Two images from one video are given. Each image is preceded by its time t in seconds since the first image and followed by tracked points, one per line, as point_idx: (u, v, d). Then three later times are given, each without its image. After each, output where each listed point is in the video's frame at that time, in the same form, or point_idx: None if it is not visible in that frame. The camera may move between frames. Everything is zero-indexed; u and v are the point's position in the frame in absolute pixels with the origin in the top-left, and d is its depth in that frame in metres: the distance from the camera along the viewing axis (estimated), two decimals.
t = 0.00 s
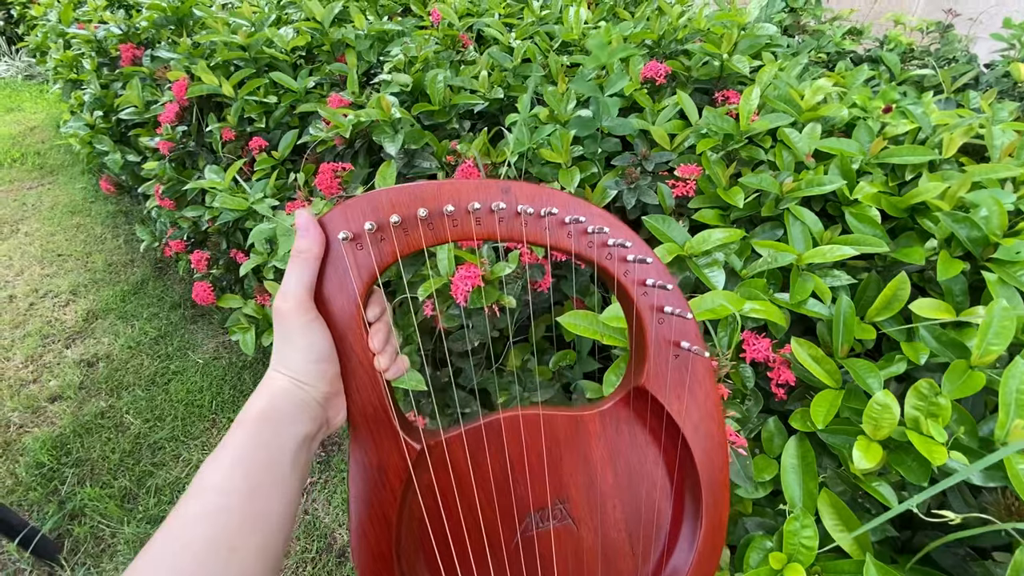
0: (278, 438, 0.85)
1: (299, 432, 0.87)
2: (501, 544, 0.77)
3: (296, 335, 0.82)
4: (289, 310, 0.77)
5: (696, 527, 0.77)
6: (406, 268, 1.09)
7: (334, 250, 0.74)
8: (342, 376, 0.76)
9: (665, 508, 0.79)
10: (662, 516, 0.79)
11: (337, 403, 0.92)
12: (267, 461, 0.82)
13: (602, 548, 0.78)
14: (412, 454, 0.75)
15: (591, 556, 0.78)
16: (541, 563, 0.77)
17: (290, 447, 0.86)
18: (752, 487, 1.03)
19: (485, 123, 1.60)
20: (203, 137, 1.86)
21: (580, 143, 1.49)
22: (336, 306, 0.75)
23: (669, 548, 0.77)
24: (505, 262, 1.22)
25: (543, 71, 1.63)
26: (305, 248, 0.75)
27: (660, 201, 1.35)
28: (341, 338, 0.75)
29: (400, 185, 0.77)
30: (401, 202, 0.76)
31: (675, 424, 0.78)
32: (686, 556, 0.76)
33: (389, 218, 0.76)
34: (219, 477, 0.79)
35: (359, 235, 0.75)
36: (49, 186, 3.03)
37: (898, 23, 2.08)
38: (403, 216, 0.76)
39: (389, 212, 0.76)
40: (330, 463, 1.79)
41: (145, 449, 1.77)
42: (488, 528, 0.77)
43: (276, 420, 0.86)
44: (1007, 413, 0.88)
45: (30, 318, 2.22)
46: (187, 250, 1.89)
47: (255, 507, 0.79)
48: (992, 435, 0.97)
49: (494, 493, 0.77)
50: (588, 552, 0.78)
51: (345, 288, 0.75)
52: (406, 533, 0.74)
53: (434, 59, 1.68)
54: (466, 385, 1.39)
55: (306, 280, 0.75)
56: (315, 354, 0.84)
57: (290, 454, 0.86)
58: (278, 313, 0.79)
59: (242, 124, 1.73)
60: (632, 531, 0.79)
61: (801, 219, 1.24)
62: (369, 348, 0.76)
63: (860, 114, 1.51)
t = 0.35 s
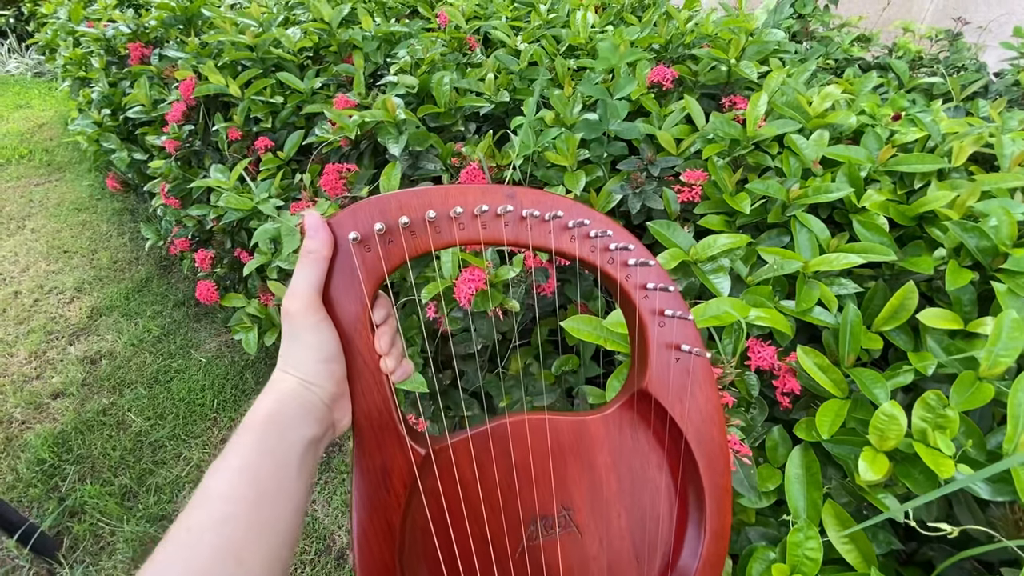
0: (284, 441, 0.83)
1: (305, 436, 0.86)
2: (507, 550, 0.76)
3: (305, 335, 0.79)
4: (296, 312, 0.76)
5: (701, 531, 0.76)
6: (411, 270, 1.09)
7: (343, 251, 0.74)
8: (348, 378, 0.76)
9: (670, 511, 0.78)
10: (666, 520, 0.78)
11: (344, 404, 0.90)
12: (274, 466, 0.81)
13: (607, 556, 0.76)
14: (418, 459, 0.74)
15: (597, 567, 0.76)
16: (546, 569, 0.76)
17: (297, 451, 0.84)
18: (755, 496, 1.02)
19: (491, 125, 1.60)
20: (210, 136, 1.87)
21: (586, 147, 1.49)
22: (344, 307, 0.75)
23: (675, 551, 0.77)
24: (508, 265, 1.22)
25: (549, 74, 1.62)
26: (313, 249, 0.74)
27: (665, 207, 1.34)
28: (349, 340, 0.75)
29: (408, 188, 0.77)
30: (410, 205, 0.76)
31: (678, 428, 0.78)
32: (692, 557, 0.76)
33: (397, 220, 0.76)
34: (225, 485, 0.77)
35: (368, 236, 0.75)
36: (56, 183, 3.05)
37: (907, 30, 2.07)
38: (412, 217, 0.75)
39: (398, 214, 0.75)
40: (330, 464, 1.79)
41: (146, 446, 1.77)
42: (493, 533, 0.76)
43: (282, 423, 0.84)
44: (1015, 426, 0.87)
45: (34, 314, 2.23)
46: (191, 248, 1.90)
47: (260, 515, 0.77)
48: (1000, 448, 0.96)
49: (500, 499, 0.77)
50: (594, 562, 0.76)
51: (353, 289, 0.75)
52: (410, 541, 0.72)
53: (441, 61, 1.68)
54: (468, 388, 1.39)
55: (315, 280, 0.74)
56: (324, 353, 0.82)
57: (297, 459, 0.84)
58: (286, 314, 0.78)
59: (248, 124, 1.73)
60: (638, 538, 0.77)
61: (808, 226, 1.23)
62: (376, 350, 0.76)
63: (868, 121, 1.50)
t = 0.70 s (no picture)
0: (288, 442, 0.83)
1: (309, 437, 0.85)
2: (505, 548, 0.76)
3: (308, 336, 0.80)
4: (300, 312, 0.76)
5: (695, 529, 0.76)
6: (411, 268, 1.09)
7: (345, 252, 0.74)
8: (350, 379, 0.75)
9: (666, 510, 0.79)
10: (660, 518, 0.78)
11: (347, 405, 0.89)
12: (277, 466, 0.81)
13: (604, 555, 0.77)
14: (419, 460, 0.73)
15: (595, 566, 0.76)
16: (544, 567, 0.76)
17: (300, 451, 0.84)
18: (753, 496, 1.01)
19: (494, 126, 1.60)
20: (213, 134, 1.88)
21: (588, 148, 1.49)
22: (347, 307, 0.75)
23: (670, 549, 0.77)
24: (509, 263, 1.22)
25: (552, 75, 1.63)
26: (316, 250, 0.74)
27: (667, 207, 1.34)
28: (351, 341, 0.75)
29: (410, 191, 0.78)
30: (411, 207, 0.76)
31: (675, 428, 0.78)
32: (687, 553, 0.76)
33: (399, 222, 0.76)
34: (230, 486, 0.77)
35: (371, 238, 0.75)
36: (59, 179, 3.06)
37: (909, 36, 2.08)
38: (416, 220, 0.76)
39: (400, 215, 0.76)
40: (329, 462, 1.79)
41: (145, 442, 1.77)
42: (491, 531, 0.76)
43: (286, 424, 0.84)
44: (1014, 428, 0.87)
45: (36, 308, 2.24)
46: (193, 245, 1.91)
47: (265, 515, 0.77)
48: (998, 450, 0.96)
49: (498, 497, 0.77)
50: (591, 561, 0.76)
51: (355, 290, 0.75)
52: (410, 540, 0.73)
53: (444, 61, 1.69)
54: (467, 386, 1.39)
55: (318, 281, 0.74)
56: (327, 354, 0.82)
57: (301, 459, 0.84)
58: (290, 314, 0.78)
59: (251, 121, 1.74)
60: (634, 536, 0.78)
61: (809, 228, 1.23)
62: (377, 351, 0.76)
63: (870, 125, 1.50)
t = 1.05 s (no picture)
0: (284, 433, 0.85)
1: (305, 428, 0.87)
2: (500, 536, 0.76)
3: (304, 328, 0.82)
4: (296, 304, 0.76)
5: (689, 520, 0.78)
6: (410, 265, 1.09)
7: (340, 244, 0.74)
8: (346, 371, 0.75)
9: (661, 500, 0.80)
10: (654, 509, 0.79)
11: (342, 397, 0.92)
12: (274, 458, 0.81)
13: (598, 543, 0.78)
14: (415, 450, 0.74)
15: (589, 553, 0.78)
16: (539, 556, 0.76)
17: (296, 443, 0.85)
18: (747, 494, 1.02)
19: (493, 126, 1.61)
20: (214, 130, 1.88)
21: (587, 148, 1.50)
22: (342, 299, 0.75)
23: (664, 538, 0.79)
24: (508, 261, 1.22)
25: (553, 76, 1.64)
26: (311, 242, 0.74)
27: (665, 208, 1.35)
28: (346, 332, 0.74)
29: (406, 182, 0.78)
30: (407, 198, 0.77)
31: (670, 420, 0.79)
32: (680, 544, 0.78)
33: (395, 213, 0.76)
34: (227, 478, 0.77)
35: (366, 230, 0.75)
36: (58, 175, 3.06)
37: (908, 40, 2.09)
38: (411, 212, 0.76)
39: (397, 207, 0.76)
40: (326, 459, 1.79)
41: (143, 437, 1.77)
42: (486, 521, 0.76)
43: (282, 417, 0.85)
44: (1004, 428, 0.88)
45: (33, 303, 2.24)
46: (192, 242, 1.91)
47: (261, 507, 0.77)
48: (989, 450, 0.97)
49: (495, 487, 0.77)
50: (585, 549, 0.78)
51: (350, 281, 0.74)
52: (407, 531, 0.73)
53: (445, 61, 1.70)
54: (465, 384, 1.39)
55: (312, 274, 0.74)
56: (322, 346, 0.84)
57: (297, 450, 0.85)
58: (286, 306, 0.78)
59: (252, 119, 1.74)
60: (628, 525, 0.79)
61: (805, 230, 1.24)
62: (373, 342, 0.76)
63: (867, 128, 1.51)
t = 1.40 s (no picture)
0: (288, 444, 0.80)
1: (311, 438, 0.82)
2: (499, 535, 0.77)
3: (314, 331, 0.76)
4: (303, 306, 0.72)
5: (674, 517, 0.81)
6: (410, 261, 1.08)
7: (352, 244, 0.70)
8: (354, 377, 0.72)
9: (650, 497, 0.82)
10: (642, 505, 0.82)
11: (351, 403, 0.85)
12: (274, 470, 0.77)
13: (590, 539, 0.80)
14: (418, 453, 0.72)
15: (581, 548, 0.79)
16: (535, 552, 0.78)
17: (301, 454, 0.80)
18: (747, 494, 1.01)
19: (494, 122, 1.60)
20: (211, 125, 1.87)
21: (588, 146, 1.49)
22: (352, 302, 0.71)
23: (651, 533, 0.82)
24: (508, 259, 1.22)
25: (554, 73, 1.63)
26: (321, 241, 0.69)
27: (666, 207, 1.35)
28: (356, 337, 0.71)
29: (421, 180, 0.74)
30: (422, 198, 0.73)
31: (666, 422, 0.79)
32: (665, 538, 0.81)
33: (409, 214, 0.72)
34: (223, 493, 0.74)
35: (380, 230, 0.71)
36: (52, 168, 3.03)
37: (908, 41, 2.09)
38: (426, 213, 0.73)
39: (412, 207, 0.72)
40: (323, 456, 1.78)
41: (138, 433, 1.76)
42: (486, 520, 0.76)
43: (286, 426, 0.80)
44: (1004, 429, 0.87)
45: (27, 298, 2.22)
46: (188, 237, 1.90)
47: (257, 522, 0.74)
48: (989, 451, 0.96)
49: (495, 489, 0.77)
50: (578, 544, 0.79)
51: (360, 284, 0.71)
52: (408, 535, 0.72)
53: (445, 56, 1.69)
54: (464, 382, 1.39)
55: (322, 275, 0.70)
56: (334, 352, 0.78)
57: (300, 462, 0.80)
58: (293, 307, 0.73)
59: (250, 113, 1.73)
60: (618, 521, 0.81)
61: (806, 229, 1.23)
62: (381, 348, 0.73)
63: (868, 128, 1.51)
